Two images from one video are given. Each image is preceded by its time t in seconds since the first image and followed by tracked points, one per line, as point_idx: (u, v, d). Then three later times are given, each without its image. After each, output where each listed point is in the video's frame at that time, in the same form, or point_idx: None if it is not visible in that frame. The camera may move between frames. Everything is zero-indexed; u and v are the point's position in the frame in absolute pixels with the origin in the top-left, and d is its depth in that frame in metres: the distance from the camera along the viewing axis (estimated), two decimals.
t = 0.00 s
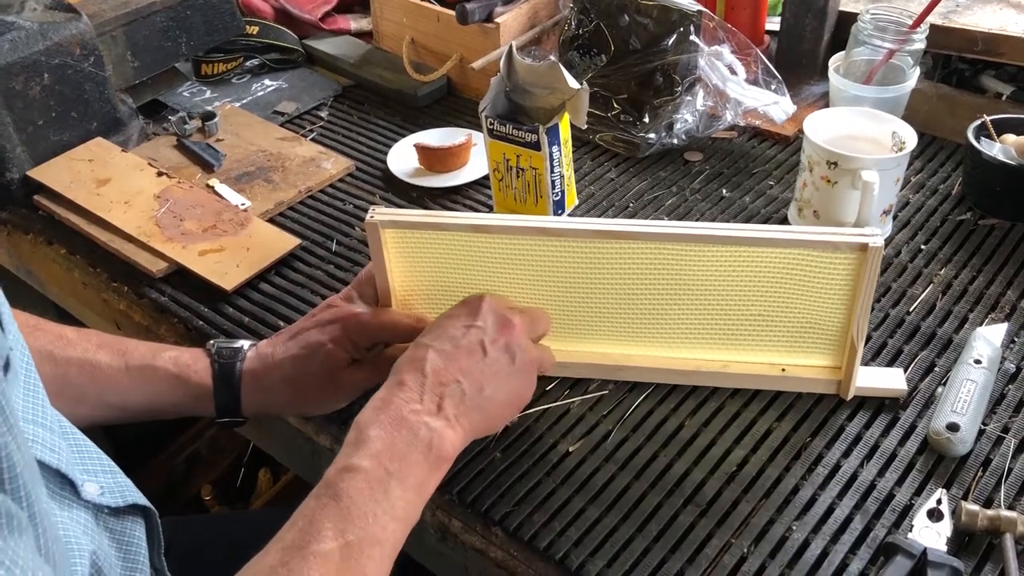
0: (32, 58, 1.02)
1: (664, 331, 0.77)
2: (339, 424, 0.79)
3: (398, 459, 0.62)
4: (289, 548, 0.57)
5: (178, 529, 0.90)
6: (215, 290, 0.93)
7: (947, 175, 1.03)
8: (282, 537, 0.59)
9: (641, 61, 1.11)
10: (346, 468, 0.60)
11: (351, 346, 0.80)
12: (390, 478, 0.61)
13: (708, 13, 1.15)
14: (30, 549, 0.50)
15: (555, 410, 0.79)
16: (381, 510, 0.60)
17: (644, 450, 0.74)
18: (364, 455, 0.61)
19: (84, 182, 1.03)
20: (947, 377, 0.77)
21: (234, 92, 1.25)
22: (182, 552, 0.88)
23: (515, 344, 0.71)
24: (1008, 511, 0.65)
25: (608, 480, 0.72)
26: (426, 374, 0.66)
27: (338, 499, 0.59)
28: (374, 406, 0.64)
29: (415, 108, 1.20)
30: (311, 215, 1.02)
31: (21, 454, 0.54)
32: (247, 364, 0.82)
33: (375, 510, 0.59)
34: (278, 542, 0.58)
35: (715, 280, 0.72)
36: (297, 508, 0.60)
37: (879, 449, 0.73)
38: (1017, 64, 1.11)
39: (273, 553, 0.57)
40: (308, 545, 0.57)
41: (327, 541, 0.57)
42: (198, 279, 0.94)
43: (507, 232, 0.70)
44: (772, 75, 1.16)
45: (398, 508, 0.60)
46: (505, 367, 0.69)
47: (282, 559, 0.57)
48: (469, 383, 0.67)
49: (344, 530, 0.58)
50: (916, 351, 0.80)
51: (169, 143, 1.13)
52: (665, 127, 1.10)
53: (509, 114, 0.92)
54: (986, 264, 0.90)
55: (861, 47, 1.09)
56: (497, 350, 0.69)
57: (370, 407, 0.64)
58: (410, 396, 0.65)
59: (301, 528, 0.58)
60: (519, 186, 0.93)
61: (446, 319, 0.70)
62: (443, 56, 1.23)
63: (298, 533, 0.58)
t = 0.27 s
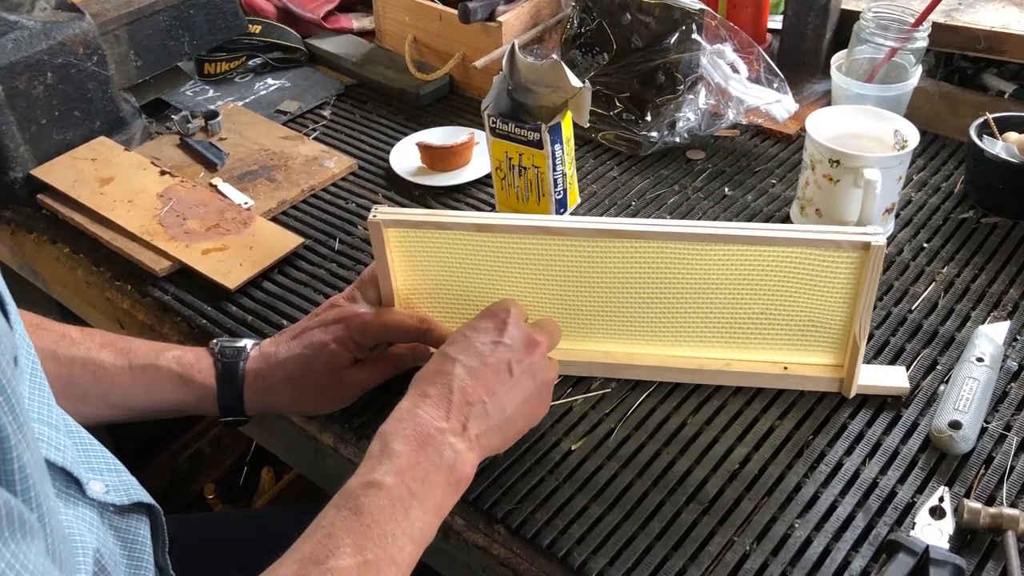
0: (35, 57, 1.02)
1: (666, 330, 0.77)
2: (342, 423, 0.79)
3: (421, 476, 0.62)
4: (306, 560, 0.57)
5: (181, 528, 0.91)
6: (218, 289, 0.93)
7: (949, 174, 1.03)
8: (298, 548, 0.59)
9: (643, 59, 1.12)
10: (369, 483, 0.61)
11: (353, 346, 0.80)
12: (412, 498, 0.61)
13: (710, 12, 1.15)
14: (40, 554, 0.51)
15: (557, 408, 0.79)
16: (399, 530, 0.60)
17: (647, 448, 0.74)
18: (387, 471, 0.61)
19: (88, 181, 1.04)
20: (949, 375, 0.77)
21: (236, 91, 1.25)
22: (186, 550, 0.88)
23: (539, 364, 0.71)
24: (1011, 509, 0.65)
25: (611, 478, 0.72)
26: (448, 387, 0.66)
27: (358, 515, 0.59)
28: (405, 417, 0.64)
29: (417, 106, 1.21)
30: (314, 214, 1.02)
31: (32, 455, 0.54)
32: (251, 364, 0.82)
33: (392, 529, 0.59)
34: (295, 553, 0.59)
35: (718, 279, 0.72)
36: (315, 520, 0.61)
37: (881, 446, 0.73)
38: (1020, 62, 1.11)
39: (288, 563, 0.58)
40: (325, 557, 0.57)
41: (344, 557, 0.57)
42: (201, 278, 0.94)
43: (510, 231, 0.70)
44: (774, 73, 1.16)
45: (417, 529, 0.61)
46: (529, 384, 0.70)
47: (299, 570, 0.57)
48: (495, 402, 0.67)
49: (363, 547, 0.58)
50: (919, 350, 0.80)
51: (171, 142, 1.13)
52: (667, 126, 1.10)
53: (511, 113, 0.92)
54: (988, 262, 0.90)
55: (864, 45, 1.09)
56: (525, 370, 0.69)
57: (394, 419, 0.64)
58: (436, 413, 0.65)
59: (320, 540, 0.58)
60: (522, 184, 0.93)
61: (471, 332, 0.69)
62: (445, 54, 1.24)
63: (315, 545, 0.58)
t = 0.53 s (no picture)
0: (36, 57, 1.03)
1: (667, 330, 0.77)
2: (343, 422, 0.79)
3: (420, 482, 0.62)
4: (307, 567, 0.58)
5: (182, 529, 0.91)
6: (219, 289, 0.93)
7: (951, 173, 1.03)
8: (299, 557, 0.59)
9: (644, 59, 1.12)
10: (369, 492, 0.61)
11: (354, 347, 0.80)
12: (414, 506, 0.61)
13: (711, 11, 1.15)
14: (45, 553, 0.51)
15: (558, 408, 0.79)
16: (400, 537, 0.60)
17: (648, 448, 0.74)
18: (388, 480, 0.61)
19: (89, 181, 1.04)
20: (951, 375, 0.77)
21: (238, 90, 1.25)
22: (187, 550, 0.88)
23: (537, 370, 0.70)
24: (1012, 509, 0.65)
25: (612, 477, 0.72)
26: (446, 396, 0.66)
27: (359, 523, 0.59)
28: (402, 425, 0.64)
29: (418, 106, 1.21)
30: (315, 213, 1.02)
31: (38, 455, 0.54)
32: (252, 365, 0.82)
33: (394, 536, 0.59)
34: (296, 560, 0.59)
35: (718, 279, 0.72)
36: (317, 527, 0.61)
37: (883, 446, 0.73)
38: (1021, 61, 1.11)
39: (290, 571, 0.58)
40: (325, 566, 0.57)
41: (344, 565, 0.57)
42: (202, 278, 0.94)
43: (511, 231, 0.70)
44: (775, 73, 1.16)
45: (419, 537, 0.60)
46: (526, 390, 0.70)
47: None
48: (492, 411, 0.67)
49: (364, 556, 0.58)
50: (920, 349, 0.80)
51: (173, 142, 1.13)
52: (669, 125, 1.10)
53: (512, 113, 0.92)
54: (990, 261, 0.90)
55: (865, 44, 1.09)
56: (523, 378, 0.69)
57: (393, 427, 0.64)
58: (437, 421, 0.65)
59: (320, 548, 0.59)
60: (523, 184, 0.93)
61: (469, 340, 0.69)
62: (446, 54, 1.24)
63: (316, 553, 0.58)
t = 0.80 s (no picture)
0: (36, 57, 1.03)
1: (667, 330, 0.77)
2: (342, 423, 0.79)
3: (430, 490, 0.62)
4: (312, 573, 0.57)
5: (182, 529, 0.90)
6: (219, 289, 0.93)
7: (951, 173, 1.03)
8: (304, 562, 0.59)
9: (644, 59, 1.12)
10: (379, 498, 0.61)
11: (353, 348, 0.79)
12: (419, 514, 0.61)
13: (711, 11, 1.15)
14: (44, 552, 0.51)
15: (558, 408, 0.79)
16: (408, 545, 0.60)
17: (648, 448, 0.74)
18: (397, 487, 0.61)
19: (89, 181, 1.04)
20: (951, 375, 0.77)
21: (238, 90, 1.25)
22: (187, 551, 0.88)
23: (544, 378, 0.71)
24: (1012, 509, 0.65)
25: (612, 477, 0.72)
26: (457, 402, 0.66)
27: (367, 530, 0.59)
28: (411, 431, 0.64)
29: (418, 106, 1.21)
30: (314, 214, 1.02)
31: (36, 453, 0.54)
32: (251, 366, 0.82)
33: (401, 544, 0.59)
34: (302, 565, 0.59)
35: (718, 279, 0.72)
36: (324, 532, 0.60)
37: (883, 446, 0.73)
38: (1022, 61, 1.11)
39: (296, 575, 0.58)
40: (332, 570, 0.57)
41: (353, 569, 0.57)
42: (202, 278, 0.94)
43: (511, 231, 0.70)
44: (775, 73, 1.16)
45: (421, 544, 0.60)
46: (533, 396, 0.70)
47: None
48: (500, 419, 0.67)
49: (371, 563, 0.58)
50: (920, 349, 0.80)
51: (173, 143, 1.13)
52: (668, 125, 1.10)
53: (512, 113, 0.92)
54: (990, 261, 0.90)
55: (865, 44, 1.09)
56: (530, 385, 0.69)
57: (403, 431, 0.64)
58: (437, 426, 0.65)
59: (325, 554, 0.59)
60: (523, 184, 0.93)
61: (476, 346, 0.69)
62: (446, 54, 1.23)
63: (323, 557, 0.58)
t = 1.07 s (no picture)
0: (35, 58, 1.02)
1: (666, 331, 0.77)
2: (341, 425, 0.79)
3: (456, 492, 0.62)
4: (340, 567, 0.57)
5: (180, 531, 0.90)
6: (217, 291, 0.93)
7: (951, 175, 1.02)
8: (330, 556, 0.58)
9: (644, 60, 1.11)
10: (407, 495, 0.61)
11: (353, 351, 0.79)
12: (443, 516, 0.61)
13: (711, 13, 1.14)
14: (50, 543, 0.51)
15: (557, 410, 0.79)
16: (434, 544, 0.60)
17: (647, 450, 0.74)
18: (425, 486, 0.61)
19: (87, 183, 1.03)
20: (951, 377, 0.77)
21: (236, 91, 1.25)
22: (185, 553, 0.88)
23: (567, 395, 0.72)
24: (1012, 512, 0.65)
25: (611, 480, 0.72)
26: (484, 403, 0.66)
27: (395, 526, 0.59)
28: (440, 429, 0.64)
29: (417, 107, 1.20)
30: (313, 215, 1.02)
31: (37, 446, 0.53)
32: (249, 368, 0.82)
33: (427, 543, 0.59)
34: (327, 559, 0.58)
35: (717, 280, 0.72)
36: (350, 526, 0.60)
37: (882, 449, 0.73)
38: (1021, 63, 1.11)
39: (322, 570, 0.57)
40: (360, 564, 0.57)
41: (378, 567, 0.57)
42: (200, 279, 0.94)
43: (510, 232, 0.70)
44: (775, 74, 1.16)
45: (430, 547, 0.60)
46: (556, 412, 0.71)
47: None
48: (523, 428, 0.68)
49: (397, 559, 0.58)
50: (920, 352, 0.80)
51: (171, 144, 1.13)
52: (668, 127, 1.10)
53: (511, 115, 0.92)
54: (990, 264, 0.90)
55: (865, 46, 1.09)
56: (557, 399, 0.71)
57: (433, 428, 0.65)
58: (439, 427, 0.64)
59: (352, 548, 0.58)
60: (522, 186, 0.93)
61: (508, 352, 0.71)
62: (445, 55, 1.23)
63: (350, 552, 0.58)
